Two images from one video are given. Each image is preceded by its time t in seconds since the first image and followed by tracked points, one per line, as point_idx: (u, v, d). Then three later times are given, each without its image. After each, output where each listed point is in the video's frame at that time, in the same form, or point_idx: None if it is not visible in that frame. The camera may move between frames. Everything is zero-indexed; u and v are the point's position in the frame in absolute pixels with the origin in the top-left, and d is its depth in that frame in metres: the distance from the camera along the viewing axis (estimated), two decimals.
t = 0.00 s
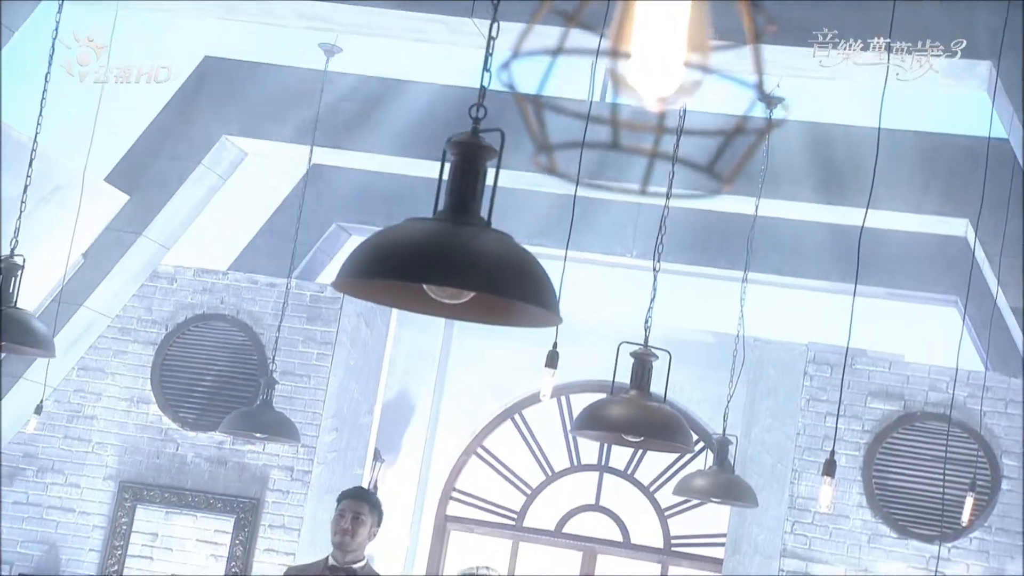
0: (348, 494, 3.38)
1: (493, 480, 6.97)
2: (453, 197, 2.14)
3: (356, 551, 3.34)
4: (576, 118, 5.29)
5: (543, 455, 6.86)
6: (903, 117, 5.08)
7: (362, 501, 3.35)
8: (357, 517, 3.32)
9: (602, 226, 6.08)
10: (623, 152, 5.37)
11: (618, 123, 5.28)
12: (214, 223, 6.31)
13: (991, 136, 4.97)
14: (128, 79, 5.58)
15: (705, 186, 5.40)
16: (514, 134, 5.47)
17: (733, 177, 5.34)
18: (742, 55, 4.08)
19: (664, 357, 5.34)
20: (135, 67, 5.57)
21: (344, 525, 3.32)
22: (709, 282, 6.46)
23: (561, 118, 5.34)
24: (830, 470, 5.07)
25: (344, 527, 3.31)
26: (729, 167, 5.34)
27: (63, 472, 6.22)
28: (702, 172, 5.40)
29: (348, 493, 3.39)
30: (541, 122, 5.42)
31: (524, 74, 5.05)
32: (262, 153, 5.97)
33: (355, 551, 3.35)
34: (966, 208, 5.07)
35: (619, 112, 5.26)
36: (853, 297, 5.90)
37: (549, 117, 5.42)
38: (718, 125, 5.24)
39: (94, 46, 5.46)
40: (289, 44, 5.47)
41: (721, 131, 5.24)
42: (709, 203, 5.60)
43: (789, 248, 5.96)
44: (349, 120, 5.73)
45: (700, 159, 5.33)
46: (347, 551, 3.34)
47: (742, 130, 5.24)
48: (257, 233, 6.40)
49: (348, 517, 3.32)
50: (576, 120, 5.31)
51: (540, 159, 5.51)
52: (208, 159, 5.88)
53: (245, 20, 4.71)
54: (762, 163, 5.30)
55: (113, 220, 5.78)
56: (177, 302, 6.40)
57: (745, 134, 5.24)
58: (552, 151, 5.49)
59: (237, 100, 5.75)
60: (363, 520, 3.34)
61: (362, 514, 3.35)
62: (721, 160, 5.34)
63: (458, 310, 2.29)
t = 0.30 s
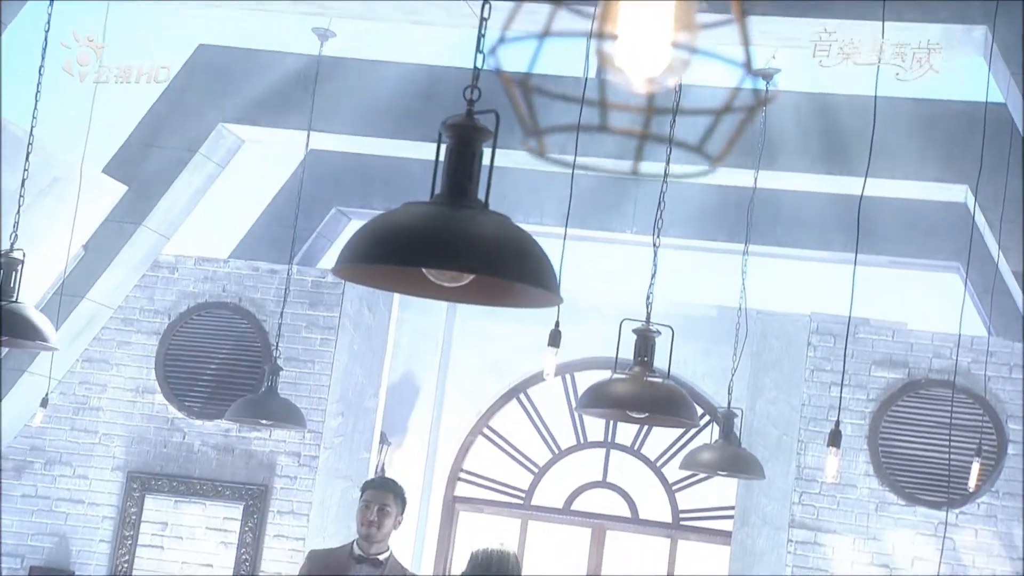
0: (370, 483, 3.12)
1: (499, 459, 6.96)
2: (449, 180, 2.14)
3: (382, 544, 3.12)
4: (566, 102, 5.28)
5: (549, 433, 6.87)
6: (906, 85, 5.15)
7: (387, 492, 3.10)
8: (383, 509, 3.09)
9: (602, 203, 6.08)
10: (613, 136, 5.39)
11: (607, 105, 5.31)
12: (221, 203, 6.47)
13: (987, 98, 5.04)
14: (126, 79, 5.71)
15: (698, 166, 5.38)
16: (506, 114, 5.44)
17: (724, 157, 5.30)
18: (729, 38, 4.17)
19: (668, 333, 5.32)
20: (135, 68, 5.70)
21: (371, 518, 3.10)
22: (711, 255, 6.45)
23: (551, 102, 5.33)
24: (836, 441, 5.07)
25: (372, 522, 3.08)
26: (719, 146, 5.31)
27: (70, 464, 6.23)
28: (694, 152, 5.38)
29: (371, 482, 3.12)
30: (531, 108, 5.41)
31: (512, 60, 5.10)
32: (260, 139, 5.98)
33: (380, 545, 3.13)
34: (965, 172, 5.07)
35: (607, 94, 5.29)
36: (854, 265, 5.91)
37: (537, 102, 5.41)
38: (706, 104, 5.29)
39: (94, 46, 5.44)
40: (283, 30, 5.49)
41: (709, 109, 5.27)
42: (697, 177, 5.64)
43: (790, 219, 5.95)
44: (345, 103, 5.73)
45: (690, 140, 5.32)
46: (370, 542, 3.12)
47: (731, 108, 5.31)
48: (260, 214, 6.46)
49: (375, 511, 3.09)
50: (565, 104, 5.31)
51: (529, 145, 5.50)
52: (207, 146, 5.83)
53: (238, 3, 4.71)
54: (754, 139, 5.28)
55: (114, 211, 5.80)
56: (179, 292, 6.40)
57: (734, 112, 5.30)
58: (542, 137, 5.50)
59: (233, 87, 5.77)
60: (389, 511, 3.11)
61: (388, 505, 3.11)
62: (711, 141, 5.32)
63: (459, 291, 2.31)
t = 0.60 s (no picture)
0: (384, 466, 3.07)
1: (505, 438, 6.98)
2: (445, 163, 2.15)
3: (397, 527, 3.03)
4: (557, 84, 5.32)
5: (554, 411, 6.88)
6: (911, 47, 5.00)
7: (403, 473, 3.05)
8: (398, 491, 3.03)
9: (600, 180, 6.07)
10: (603, 118, 5.38)
11: (596, 86, 5.34)
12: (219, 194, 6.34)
13: (983, 63, 5.03)
14: (126, 79, 5.74)
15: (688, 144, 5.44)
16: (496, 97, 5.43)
17: (716, 134, 5.37)
18: None
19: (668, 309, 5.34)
20: (135, 67, 5.74)
21: (387, 501, 3.03)
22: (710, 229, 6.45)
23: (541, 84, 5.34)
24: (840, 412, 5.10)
25: (389, 504, 3.01)
26: (710, 125, 5.36)
27: (77, 456, 6.26)
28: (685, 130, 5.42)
29: (385, 464, 3.08)
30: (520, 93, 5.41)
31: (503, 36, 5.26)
32: (255, 126, 5.98)
33: (395, 527, 3.04)
34: (962, 138, 5.07)
35: (595, 75, 5.34)
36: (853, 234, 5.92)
37: (526, 85, 5.40)
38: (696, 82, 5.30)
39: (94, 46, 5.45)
40: (275, 16, 5.49)
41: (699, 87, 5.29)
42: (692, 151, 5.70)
43: (789, 191, 5.96)
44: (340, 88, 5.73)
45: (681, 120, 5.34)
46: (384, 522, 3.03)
47: (720, 87, 5.32)
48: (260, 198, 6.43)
49: (392, 493, 3.02)
50: (555, 86, 5.35)
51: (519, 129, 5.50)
52: (202, 135, 5.83)
53: None
54: (744, 116, 5.32)
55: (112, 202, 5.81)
56: (180, 281, 6.40)
57: (723, 90, 5.32)
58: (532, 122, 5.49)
59: (227, 75, 5.77)
60: (405, 493, 3.04)
61: (403, 487, 3.04)
62: (702, 119, 5.36)
63: (459, 273, 2.32)
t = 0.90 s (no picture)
0: (386, 454, 3.26)
1: (509, 418, 6.94)
2: (441, 145, 2.14)
3: (400, 513, 3.22)
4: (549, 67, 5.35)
5: (558, 390, 6.85)
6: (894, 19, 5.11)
7: (404, 461, 3.23)
8: (398, 479, 3.22)
9: (598, 158, 6.06)
10: (592, 100, 5.42)
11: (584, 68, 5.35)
12: (217, 183, 6.28)
13: (978, 29, 5.03)
14: (126, 79, 5.80)
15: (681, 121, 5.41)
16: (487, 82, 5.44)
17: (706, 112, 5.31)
18: None
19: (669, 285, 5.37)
20: (135, 68, 5.82)
21: (391, 488, 3.21)
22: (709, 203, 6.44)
23: (531, 67, 5.37)
24: (843, 382, 5.09)
25: (393, 488, 3.21)
26: (699, 103, 5.31)
27: (83, 447, 6.28)
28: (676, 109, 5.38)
29: (387, 453, 3.25)
30: (509, 75, 5.42)
31: (490, 19, 5.29)
32: (251, 113, 5.97)
33: (398, 515, 3.22)
34: (959, 105, 5.07)
35: (584, 58, 5.35)
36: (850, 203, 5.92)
37: (516, 69, 5.41)
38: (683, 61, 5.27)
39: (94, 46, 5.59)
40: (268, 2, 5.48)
41: (687, 65, 5.25)
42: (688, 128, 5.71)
43: (785, 163, 5.96)
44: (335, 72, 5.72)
45: (671, 100, 5.31)
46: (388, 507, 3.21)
47: (709, 64, 5.26)
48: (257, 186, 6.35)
49: (395, 480, 3.21)
50: (544, 68, 5.37)
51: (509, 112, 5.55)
52: (199, 122, 5.85)
53: None
54: (737, 91, 5.27)
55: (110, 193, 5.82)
56: (180, 270, 6.40)
57: (712, 68, 5.26)
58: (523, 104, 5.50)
59: (221, 62, 5.76)
60: (407, 480, 3.24)
61: (405, 475, 3.24)
62: (691, 98, 5.31)
63: (458, 255, 2.34)
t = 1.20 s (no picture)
0: (366, 433, 3.29)
1: (513, 398, 6.94)
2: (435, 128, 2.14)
3: (387, 489, 3.29)
4: (538, 48, 5.34)
5: (560, 370, 6.81)
6: None
7: (384, 439, 3.27)
8: (378, 458, 3.26)
9: (595, 134, 6.05)
10: (582, 82, 5.37)
11: (573, 50, 5.33)
12: (213, 171, 6.32)
13: None
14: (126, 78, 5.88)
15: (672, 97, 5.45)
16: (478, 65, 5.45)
17: (698, 88, 5.34)
18: None
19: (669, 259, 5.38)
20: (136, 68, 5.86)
21: (373, 467, 3.26)
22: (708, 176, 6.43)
23: (520, 50, 5.35)
24: (844, 352, 5.10)
25: (374, 469, 3.25)
26: (691, 80, 5.31)
27: (89, 438, 6.29)
28: (668, 86, 5.40)
29: (366, 432, 3.28)
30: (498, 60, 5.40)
31: None
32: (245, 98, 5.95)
33: (386, 490, 3.29)
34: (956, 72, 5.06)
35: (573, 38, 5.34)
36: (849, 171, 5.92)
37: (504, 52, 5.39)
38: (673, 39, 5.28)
39: (93, 45, 5.77)
40: None
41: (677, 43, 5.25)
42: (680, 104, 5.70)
43: (779, 134, 5.99)
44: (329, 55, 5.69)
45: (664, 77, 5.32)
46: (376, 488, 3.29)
47: (698, 40, 5.27)
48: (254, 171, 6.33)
49: (376, 459, 3.26)
50: (533, 50, 5.35)
51: (501, 94, 5.58)
52: (193, 112, 5.86)
53: None
54: (730, 65, 5.25)
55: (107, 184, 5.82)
56: (180, 259, 6.40)
57: (703, 44, 5.27)
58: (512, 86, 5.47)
59: (214, 48, 5.74)
60: (389, 458, 3.28)
61: (386, 452, 3.27)
62: (683, 75, 5.31)
63: (456, 235, 2.34)
